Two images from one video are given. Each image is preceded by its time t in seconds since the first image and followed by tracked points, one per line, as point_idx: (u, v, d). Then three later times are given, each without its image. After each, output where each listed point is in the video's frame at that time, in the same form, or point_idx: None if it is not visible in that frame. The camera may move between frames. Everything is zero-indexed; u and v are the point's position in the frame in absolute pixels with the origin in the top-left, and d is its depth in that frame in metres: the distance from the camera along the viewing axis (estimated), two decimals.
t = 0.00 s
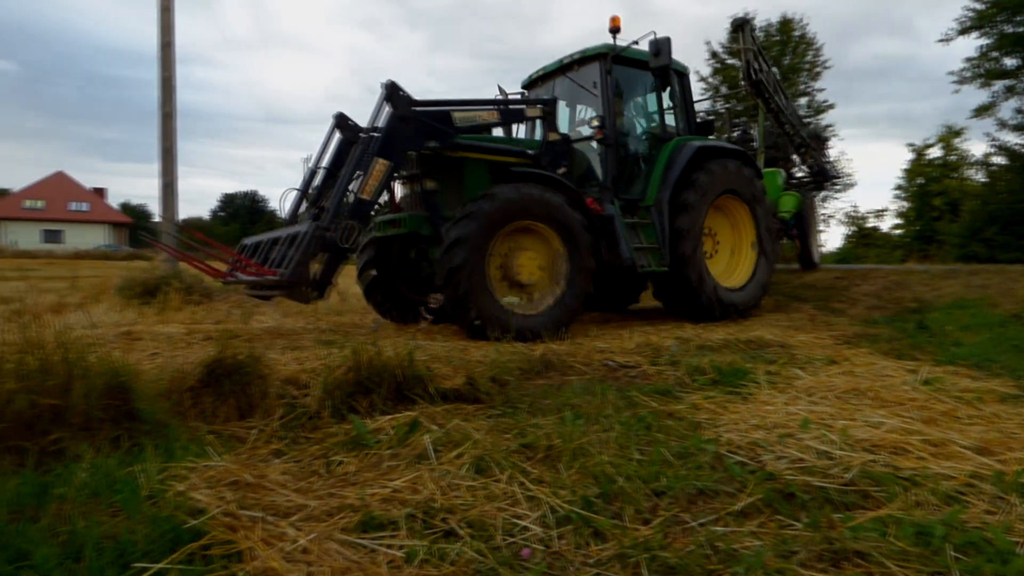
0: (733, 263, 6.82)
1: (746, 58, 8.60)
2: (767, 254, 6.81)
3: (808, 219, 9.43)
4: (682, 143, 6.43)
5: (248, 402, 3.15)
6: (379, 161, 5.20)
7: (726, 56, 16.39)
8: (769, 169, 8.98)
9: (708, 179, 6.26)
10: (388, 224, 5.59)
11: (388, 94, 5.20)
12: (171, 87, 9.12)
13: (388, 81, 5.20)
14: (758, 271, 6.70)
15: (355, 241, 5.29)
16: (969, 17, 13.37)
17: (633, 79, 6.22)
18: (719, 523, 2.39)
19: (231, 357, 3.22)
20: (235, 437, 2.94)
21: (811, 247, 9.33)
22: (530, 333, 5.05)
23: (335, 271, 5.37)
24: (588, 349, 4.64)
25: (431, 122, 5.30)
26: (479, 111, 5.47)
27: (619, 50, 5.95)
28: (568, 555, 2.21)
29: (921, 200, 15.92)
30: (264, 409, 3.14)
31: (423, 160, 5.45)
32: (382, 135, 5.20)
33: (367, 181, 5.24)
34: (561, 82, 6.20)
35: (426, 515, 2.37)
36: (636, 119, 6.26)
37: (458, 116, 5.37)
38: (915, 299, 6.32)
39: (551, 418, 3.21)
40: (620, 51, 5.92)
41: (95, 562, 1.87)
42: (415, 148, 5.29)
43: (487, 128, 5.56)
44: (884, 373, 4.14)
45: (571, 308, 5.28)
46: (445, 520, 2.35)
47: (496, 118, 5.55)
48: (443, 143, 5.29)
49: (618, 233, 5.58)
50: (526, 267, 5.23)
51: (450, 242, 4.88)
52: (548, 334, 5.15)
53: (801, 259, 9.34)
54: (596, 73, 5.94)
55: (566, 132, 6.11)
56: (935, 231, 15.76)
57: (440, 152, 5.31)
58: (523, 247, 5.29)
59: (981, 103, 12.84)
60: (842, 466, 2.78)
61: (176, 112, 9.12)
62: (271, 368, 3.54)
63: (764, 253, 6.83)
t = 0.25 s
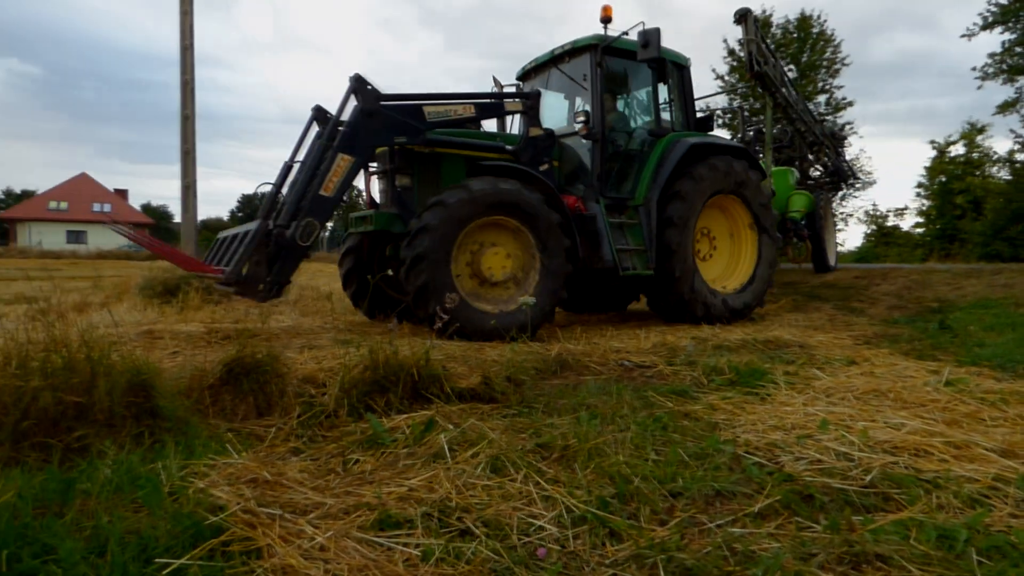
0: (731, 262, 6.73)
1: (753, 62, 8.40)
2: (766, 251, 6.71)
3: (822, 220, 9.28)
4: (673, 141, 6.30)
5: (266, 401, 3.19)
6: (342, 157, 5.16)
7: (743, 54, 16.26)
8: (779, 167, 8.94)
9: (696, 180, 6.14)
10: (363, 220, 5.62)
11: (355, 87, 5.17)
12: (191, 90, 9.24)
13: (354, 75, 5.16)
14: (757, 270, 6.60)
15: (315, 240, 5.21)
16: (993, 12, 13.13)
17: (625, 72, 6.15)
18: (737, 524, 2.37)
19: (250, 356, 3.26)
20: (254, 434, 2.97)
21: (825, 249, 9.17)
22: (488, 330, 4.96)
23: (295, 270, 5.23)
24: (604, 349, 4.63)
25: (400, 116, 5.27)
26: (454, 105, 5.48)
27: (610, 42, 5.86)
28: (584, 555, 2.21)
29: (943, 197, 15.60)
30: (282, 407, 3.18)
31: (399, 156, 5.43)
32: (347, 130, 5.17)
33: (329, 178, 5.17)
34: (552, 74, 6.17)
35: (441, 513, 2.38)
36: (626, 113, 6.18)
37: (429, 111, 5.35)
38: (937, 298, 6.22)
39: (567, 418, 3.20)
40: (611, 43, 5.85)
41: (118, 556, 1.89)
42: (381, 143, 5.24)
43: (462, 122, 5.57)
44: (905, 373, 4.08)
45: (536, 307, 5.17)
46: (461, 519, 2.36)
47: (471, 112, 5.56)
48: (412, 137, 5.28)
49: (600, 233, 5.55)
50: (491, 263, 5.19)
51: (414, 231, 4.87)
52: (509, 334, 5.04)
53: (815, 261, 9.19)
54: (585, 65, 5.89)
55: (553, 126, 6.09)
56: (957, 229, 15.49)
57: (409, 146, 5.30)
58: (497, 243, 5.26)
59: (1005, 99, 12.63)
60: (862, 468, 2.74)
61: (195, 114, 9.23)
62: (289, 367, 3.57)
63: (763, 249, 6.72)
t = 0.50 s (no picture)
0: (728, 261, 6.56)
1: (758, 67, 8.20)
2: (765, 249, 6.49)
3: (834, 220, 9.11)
4: (663, 140, 6.14)
5: (284, 401, 3.21)
6: (304, 154, 5.72)
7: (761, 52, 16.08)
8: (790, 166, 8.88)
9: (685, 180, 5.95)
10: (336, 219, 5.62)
11: (322, 82, 5.32)
12: (210, 93, 9.36)
13: (321, 70, 5.34)
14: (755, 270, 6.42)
15: (272, 238, 6.07)
16: (1017, 8, 12.89)
17: (615, 65, 6.03)
18: (755, 527, 2.35)
19: (269, 356, 3.29)
20: (273, 433, 3.00)
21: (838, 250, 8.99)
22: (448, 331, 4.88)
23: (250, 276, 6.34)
24: (620, 350, 4.61)
25: (366, 112, 5.42)
26: (424, 101, 5.60)
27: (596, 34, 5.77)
28: (600, 556, 2.20)
29: (966, 196, 15.39)
30: (300, 407, 3.20)
31: (371, 153, 5.42)
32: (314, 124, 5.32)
33: (292, 175, 5.83)
34: (540, 68, 6.11)
35: (458, 513, 2.39)
36: (614, 108, 6.08)
37: (398, 107, 5.47)
38: (959, 299, 6.11)
39: (583, 419, 3.20)
40: (598, 35, 5.75)
41: (141, 553, 1.92)
42: (347, 138, 5.43)
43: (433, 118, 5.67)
44: (926, 375, 4.02)
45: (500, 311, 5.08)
46: (477, 519, 2.37)
47: (443, 107, 5.67)
48: (379, 133, 5.36)
49: (579, 233, 5.51)
50: (458, 263, 5.17)
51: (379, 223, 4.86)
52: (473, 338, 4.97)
53: (828, 262, 9.01)
54: (571, 58, 5.80)
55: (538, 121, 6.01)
56: (980, 229, 15.22)
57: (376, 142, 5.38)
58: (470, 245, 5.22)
59: None
60: (883, 471, 2.71)
61: (214, 117, 9.35)
62: (306, 367, 3.60)
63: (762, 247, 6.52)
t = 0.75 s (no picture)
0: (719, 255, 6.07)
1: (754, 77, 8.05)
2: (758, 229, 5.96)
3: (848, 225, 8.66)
4: (637, 141, 5.65)
5: (302, 399, 3.24)
6: (265, 149, 5.05)
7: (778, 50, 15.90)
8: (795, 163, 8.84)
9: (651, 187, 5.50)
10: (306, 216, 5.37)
11: (282, 76, 5.05)
12: (229, 95, 9.46)
13: (281, 65, 5.06)
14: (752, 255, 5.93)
15: (230, 233, 5.05)
16: None
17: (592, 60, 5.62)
18: (773, 529, 2.33)
19: (286, 355, 3.32)
20: (290, 432, 3.03)
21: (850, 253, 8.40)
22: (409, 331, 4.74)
23: (210, 270, 5.10)
24: (637, 350, 4.58)
25: (331, 107, 5.09)
26: (393, 95, 5.33)
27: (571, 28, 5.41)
28: (617, 557, 2.19)
29: (989, 196, 15.23)
30: (317, 406, 3.22)
31: (341, 149, 5.16)
32: (274, 121, 5.05)
33: (250, 170, 5.05)
34: (518, 67, 5.82)
35: (474, 513, 2.39)
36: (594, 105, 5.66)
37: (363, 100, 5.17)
38: (982, 300, 6.01)
39: (599, 419, 3.19)
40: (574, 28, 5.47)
41: (162, 548, 1.94)
42: (312, 133, 5.07)
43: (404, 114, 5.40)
44: (949, 377, 3.96)
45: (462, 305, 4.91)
46: (493, 519, 2.37)
47: (413, 103, 5.40)
48: (345, 128, 5.07)
49: (552, 230, 5.14)
50: (422, 262, 4.98)
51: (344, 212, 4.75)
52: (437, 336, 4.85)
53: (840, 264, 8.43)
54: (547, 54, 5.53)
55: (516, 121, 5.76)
56: (1004, 228, 14.95)
57: (342, 137, 5.10)
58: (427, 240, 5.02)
59: None
60: (904, 474, 2.67)
61: (234, 119, 9.45)
62: (323, 366, 3.62)
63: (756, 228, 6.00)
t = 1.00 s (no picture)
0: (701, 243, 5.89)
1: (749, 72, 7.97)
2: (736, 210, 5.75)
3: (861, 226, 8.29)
4: (618, 138, 5.44)
5: (321, 398, 3.26)
6: (227, 149, 4.94)
7: (798, 48, 15.71)
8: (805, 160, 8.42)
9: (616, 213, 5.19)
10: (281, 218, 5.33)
11: (243, 76, 4.94)
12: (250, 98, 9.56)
13: (243, 63, 4.96)
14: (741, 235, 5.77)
15: (192, 235, 4.92)
16: None
17: (573, 53, 5.49)
18: (794, 532, 2.31)
19: (306, 355, 3.35)
20: (310, 430, 3.05)
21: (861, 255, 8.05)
22: (384, 334, 4.63)
23: (172, 271, 4.93)
24: (655, 351, 4.55)
25: (294, 107, 5.01)
26: (359, 94, 5.23)
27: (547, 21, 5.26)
28: (635, 559, 2.18)
29: (1018, 194, 14.62)
30: (336, 404, 3.25)
31: (306, 147, 5.06)
32: (235, 122, 4.96)
33: (212, 170, 4.95)
34: (499, 62, 5.73)
35: (491, 513, 2.39)
36: (574, 99, 5.52)
37: (328, 100, 5.10)
38: (1009, 301, 5.89)
39: (617, 420, 3.17)
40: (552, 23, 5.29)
41: (186, 544, 1.97)
42: (275, 133, 4.99)
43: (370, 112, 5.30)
44: (974, 379, 3.88)
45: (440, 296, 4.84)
46: (511, 518, 2.37)
47: (380, 101, 5.31)
48: (309, 128, 5.00)
49: (525, 229, 4.98)
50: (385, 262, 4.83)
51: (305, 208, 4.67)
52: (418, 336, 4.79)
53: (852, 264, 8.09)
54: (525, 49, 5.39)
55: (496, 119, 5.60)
56: None
57: (308, 137, 5.03)
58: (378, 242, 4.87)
59: None
60: (929, 477, 2.62)
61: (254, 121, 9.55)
62: (342, 366, 3.65)
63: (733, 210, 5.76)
